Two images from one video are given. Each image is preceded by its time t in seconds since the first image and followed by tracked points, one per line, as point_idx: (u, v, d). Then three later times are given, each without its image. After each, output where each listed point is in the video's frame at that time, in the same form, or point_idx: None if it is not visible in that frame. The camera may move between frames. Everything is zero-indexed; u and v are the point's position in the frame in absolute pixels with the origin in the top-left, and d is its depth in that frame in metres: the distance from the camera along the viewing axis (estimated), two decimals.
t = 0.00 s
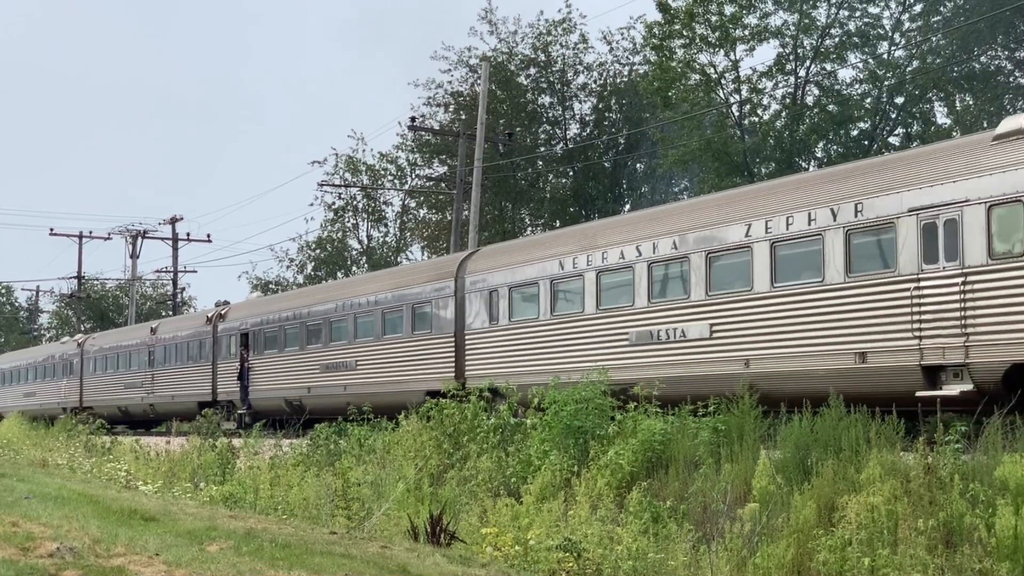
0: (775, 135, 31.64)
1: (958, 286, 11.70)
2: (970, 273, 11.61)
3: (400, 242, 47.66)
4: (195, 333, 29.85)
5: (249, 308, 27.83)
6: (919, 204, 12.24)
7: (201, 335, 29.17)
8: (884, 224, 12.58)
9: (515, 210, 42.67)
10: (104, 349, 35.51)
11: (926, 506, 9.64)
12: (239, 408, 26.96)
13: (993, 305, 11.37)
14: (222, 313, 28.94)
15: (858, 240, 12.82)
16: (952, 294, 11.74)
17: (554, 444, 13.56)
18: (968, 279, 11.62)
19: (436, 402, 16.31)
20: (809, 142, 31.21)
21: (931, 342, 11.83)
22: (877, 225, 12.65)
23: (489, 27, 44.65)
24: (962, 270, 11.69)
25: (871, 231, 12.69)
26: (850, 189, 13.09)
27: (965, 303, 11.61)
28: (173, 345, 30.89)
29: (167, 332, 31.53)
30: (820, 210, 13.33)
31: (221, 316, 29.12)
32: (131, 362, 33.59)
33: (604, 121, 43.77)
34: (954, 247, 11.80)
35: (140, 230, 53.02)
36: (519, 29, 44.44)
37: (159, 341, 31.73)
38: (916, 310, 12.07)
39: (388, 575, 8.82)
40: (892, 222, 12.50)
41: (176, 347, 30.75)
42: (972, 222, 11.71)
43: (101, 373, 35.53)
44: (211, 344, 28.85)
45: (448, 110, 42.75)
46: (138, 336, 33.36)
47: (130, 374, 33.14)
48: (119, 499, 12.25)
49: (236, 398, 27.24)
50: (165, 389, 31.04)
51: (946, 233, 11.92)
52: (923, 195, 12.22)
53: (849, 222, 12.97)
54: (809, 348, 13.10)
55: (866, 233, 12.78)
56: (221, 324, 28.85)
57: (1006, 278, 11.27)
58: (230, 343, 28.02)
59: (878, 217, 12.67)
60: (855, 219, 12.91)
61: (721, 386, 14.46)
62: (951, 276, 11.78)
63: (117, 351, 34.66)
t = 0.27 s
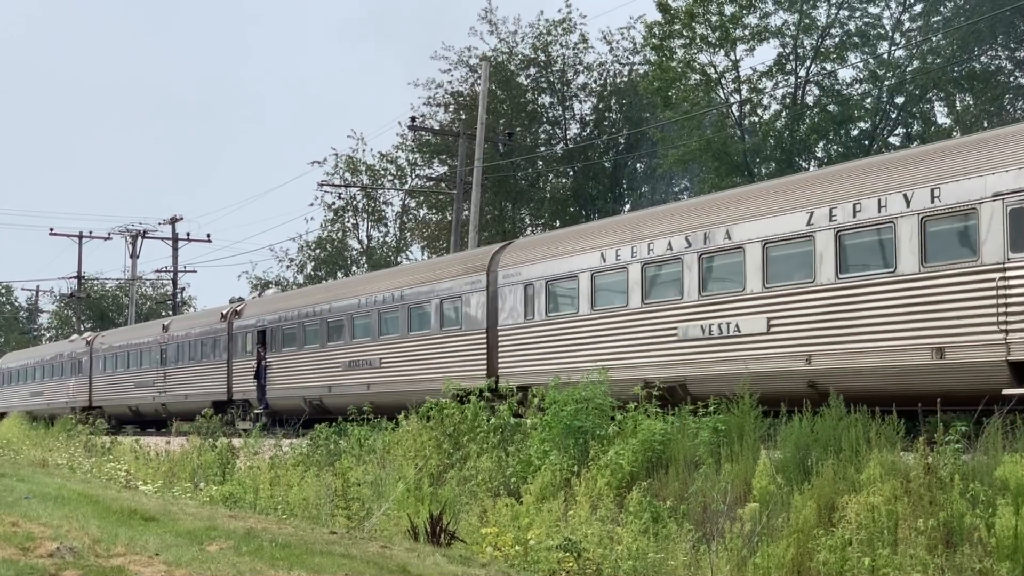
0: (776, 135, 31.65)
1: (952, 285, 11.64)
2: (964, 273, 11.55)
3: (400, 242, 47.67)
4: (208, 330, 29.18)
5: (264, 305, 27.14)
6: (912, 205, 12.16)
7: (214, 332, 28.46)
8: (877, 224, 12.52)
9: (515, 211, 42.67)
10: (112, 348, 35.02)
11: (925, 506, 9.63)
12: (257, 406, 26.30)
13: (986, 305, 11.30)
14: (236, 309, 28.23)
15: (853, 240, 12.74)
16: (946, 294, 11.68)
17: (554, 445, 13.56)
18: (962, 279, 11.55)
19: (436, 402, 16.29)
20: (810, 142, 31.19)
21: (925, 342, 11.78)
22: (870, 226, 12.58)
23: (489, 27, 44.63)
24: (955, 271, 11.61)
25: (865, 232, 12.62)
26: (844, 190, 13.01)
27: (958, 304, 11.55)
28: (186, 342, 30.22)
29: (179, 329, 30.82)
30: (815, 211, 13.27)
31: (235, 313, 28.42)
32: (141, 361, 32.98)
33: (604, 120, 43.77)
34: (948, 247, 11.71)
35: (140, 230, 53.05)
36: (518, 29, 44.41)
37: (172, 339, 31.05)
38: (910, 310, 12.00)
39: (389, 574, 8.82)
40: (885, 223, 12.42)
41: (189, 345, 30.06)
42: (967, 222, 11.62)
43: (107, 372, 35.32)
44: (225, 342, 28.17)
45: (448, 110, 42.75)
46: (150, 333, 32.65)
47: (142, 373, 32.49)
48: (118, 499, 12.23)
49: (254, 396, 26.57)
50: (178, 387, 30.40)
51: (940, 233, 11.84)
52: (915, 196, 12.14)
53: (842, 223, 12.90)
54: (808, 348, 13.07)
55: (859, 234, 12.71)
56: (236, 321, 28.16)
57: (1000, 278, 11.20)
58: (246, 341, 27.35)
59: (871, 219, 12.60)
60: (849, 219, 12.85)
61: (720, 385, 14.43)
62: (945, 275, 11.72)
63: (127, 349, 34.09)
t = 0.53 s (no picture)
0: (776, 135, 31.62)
1: (951, 285, 11.64)
2: (963, 273, 11.55)
3: (400, 242, 47.68)
4: (225, 328, 28.64)
5: (281, 301, 26.54)
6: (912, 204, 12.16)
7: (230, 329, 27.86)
8: (871, 225, 12.59)
9: (515, 210, 42.68)
10: (122, 347, 34.54)
11: (925, 506, 9.63)
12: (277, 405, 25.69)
13: (985, 305, 11.31)
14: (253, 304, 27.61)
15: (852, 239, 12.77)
16: (944, 293, 11.71)
17: (554, 444, 13.57)
18: (961, 279, 11.56)
19: (436, 402, 16.29)
20: (809, 142, 31.19)
21: (925, 341, 11.78)
22: (867, 226, 12.63)
23: (489, 27, 44.62)
24: (953, 270, 11.64)
25: (863, 231, 12.67)
26: (844, 190, 13.03)
27: (957, 303, 11.56)
28: (201, 340, 29.66)
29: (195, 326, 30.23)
30: (814, 210, 13.30)
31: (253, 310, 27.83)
32: (154, 359, 32.46)
33: (604, 120, 43.78)
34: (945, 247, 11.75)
35: (140, 230, 53.04)
36: (518, 29, 44.39)
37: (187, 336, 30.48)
38: (908, 311, 12.04)
39: (389, 574, 8.82)
40: (884, 222, 12.46)
41: (204, 342, 29.51)
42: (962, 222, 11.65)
43: (115, 372, 35.03)
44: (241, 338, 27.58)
45: (448, 110, 42.75)
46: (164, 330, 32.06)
47: (156, 371, 31.93)
48: (118, 499, 12.24)
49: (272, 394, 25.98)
50: (193, 385, 29.85)
51: (940, 233, 11.84)
52: (911, 197, 12.17)
53: (842, 223, 12.94)
54: (808, 348, 13.08)
55: (858, 233, 12.75)
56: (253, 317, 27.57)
57: (999, 278, 11.20)
58: (264, 338, 26.75)
59: (869, 218, 12.64)
60: (848, 219, 12.87)
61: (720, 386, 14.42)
62: (943, 276, 11.74)
63: (139, 347, 33.56)
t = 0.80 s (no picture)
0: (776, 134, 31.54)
1: (950, 285, 11.64)
2: (962, 272, 11.55)
3: (400, 242, 47.67)
4: (239, 325, 27.89)
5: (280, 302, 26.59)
6: (911, 204, 12.16)
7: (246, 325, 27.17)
8: (871, 224, 12.59)
9: (515, 210, 42.69)
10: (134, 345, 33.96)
11: (926, 506, 9.61)
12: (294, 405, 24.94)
13: (983, 305, 11.32)
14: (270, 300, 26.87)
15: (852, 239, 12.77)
16: (943, 293, 11.71)
17: (554, 444, 13.56)
18: (961, 279, 11.55)
19: (436, 402, 16.28)
20: (810, 142, 31.19)
21: (924, 341, 11.79)
22: (867, 225, 12.62)
23: (489, 27, 44.59)
24: (953, 270, 11.64)
25: (863, 231, 12.67)
26: (843, 190, 13.03)
27: (956, 303, 11.57)
28: (216, 337, 28.93)
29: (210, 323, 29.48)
30: (814, 210, 13.29)
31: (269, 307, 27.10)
32: (166, 358, 31.89)
33: (604, 120, 43.77)
34: (944, 247, 11.75)
35: (140, 230, 53.02)
36: (519, 29, 44.37)
37: (202, 334, 29.76)
38: (908, 311, 12.05)
39: (389, 574, 8.81)
40: (883, 221, 12.45)
41: (219, 340, 28.77)
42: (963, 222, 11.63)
43: (125, 370, 34.55)
44: (259, 335, 26.81)
45: (448, 109, 42.74)
46: (177, 327, 31.41)
47: (169, 369, 31.29)
48: (119, 499, 12.23)
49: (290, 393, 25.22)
50: (208, 384, 29.12)
51: (940, 233, 11.83)
52: (910, 197, 12.17)
53: (841, 223, 12.94)
54: (808, 348, 13.08)
55: (858, 234, 12.75)
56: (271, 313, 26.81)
57: (999, 278, 11.20)
58: (282, 335, 25.97)
59: (868, 218, 12.64)
60: (848, 219, 12.87)
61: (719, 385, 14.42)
62: (942, 275, 11.74)
63: (151, 345, 32.98)
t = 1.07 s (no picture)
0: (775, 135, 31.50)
1: (950, 285, 11.63)
2: (962, 272, 11.55)
3: (399, 242, 47.68)
4: (255, 322, 27.11)
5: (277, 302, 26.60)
6: (912, 203, 12.14)
7: (262, 324, 26.53)
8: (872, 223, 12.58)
9: (514, 210, 42.71)
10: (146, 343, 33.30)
11: (926, 507, 9.61)
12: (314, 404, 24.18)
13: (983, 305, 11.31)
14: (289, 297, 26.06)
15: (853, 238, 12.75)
16: (941, 293, 11.71)
17: (553, 445, 13.55)
18: (960, 280, 11.55)
19: (435, 403, 16.29)
20: (809, 142, 31.20)
21: (923, 341, 11.79)
22: (868, 225, 12.61)
23: (488, 27, 44.55)
24: (953, 270, 11.62)
25: (864, 231, 12.64)
26: (844, 190, 13.01)
27: (955, 303, 11.56)
28: (231, 334, 28.15)
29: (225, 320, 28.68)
30: (814, 210, 13.28)
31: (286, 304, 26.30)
32: (178, 356, 31.25)
33: (604, 120, 43.76)
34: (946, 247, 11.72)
35: (140, 230, 53.02)
36: (518, 29, 44.35)
37: (217, 331, 28.99)
38: (907, 311, 12.04)
39: (389, 574, 8.83)
40: (884, 221, 12.43)
41: (235, 337, 27.99)
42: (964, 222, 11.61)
43: (136, 369, 33.97)
44: (277, 333, 26.01)
45: (448, 110, 42.74)
46: (191, 324, 30.67)
47: (182, 368, 30.57)
48: (118, 499, 12.23)
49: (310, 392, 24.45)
50: (223, 383, 28.35)
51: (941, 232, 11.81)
52: (911, 196, 12.16)
53: (842, 223, 12.92)
54: (808, 348, 13.07)
55: (858, 233, 12.73)
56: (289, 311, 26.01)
57: (998, 278, 11.20)
58: (302, 334, 25.18)
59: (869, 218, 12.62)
60: (849, 220, 12.86)
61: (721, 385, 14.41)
62: (942, 275, 11.74)
63: (163, 343, 32.32)
